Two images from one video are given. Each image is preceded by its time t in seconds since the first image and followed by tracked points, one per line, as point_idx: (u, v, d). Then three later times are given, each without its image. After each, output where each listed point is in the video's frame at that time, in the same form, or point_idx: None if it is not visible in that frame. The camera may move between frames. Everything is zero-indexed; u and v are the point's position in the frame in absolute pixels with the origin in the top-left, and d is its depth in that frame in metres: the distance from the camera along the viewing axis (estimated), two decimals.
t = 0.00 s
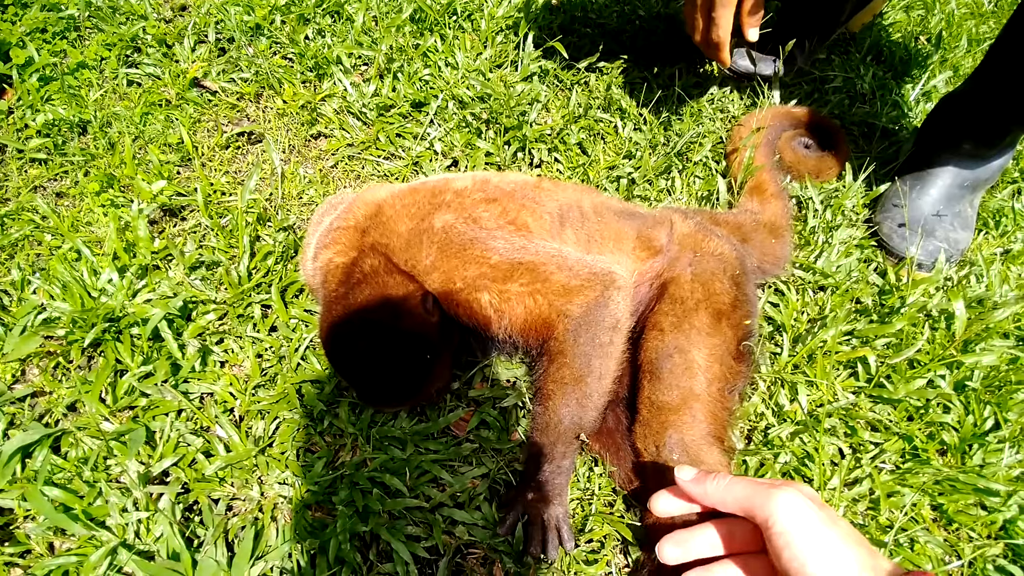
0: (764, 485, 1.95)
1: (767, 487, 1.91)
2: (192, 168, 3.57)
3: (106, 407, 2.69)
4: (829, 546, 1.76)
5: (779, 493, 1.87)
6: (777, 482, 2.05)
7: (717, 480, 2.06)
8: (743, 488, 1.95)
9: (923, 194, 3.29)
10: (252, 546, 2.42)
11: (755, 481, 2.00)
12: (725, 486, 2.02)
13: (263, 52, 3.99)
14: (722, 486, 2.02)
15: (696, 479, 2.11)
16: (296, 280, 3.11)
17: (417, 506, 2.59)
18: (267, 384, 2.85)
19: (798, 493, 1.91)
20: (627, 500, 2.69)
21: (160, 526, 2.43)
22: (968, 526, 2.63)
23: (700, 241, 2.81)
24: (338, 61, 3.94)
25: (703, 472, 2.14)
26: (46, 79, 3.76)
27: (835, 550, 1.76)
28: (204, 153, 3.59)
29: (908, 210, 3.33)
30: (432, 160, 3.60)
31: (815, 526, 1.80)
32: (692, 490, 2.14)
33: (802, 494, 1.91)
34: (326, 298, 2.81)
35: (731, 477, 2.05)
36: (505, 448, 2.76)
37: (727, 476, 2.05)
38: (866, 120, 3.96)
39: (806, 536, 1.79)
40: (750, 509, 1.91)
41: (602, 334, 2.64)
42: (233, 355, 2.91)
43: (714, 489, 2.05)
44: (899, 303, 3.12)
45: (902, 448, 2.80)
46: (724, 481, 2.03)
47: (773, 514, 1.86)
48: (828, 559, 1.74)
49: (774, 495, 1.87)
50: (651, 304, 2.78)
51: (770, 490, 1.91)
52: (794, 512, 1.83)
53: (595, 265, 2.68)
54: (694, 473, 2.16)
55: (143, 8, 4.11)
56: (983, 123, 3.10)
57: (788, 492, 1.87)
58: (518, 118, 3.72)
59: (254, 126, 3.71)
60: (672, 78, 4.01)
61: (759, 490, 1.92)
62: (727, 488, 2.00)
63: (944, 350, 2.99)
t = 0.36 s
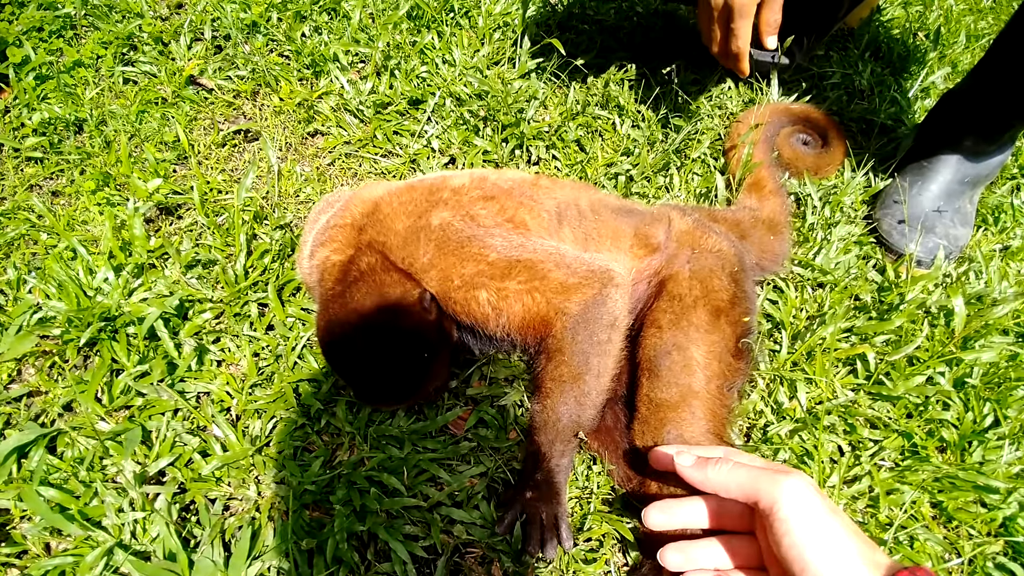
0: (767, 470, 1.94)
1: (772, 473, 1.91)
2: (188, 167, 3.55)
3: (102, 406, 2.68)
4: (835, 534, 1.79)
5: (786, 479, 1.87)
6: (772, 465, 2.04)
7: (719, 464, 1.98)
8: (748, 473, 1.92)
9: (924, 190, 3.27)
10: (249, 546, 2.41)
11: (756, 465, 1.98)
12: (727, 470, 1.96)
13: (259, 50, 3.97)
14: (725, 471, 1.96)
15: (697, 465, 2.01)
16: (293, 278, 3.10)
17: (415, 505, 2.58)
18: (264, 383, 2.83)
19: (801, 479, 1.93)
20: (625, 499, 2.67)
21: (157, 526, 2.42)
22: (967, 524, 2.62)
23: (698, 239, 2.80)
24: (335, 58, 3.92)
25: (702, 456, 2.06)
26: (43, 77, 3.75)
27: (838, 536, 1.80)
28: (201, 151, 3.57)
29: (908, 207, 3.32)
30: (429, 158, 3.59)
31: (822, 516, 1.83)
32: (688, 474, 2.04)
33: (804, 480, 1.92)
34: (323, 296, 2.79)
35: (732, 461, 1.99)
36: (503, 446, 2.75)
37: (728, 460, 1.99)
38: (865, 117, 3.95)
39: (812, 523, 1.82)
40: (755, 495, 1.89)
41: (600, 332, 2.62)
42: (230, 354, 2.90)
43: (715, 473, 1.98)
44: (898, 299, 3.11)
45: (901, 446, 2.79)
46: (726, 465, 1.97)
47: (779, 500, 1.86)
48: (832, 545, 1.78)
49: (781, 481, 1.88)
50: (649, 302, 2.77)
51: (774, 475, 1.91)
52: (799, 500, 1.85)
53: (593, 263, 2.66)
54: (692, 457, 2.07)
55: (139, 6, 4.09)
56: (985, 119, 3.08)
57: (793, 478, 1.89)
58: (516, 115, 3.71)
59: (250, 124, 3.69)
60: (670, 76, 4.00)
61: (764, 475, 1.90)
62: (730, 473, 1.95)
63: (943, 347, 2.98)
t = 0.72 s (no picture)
0: (756, 494, 1.99)
1: (759, 496, 1.96)
2: (188, 162, 3.59)
3: (104, 397, 2.72)
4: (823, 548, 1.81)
5: (772, 501, 1.92)
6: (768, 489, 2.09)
7: (710, 490, 2.09)
8: (736, 498, 1.99)
9: (915, 188, 3.34)
10: (250, 534, 2.45)
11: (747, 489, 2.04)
12: (718, 496, 2.06)
13: (259, 46, 4.00)
14: (714, 496, 2.06)
15: (689, 491, 2.13)
16: (293, 272, 3.14)
17: (412, 495, 2.63)
18: (264, 375, 2.88)
19: (789, 500, 1.96)
20: (620, 490, 2.73)
21: (159, 515, 2.46)
22: (954, 516, 2.68)
23: (693, 236, 2.85)
24: (334, 55, 3.95)
25: (696, 483, 2.17)
26: (45, 73, 3.77)
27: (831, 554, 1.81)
28: (201, 146, 3.61)
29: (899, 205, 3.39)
30: (427, 154, 3.63)
31: (810, 530, 1.86)
32: (685, 501, 2.16)
33: (793, 501, 1.96)
34: (323, 290, 2.83)
35: (724, 487, 2.08)
36: (499, 438, 2.81)
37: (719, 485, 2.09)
38: (860, 116, 3.99)
39: (801, 541, 1.84)
40: (745, 518, 1.95)
41: (596, 326, 2.67)
42: (230, 347, 2.94)
43: (707, 498, 2.08)
44: (889, 296, 3.16)
45: (890, 439, 2.84)
46: (716, 490, 2.07)
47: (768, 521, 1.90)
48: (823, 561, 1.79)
49: (767, 503, 1.92)
50: (643, 298, 2.81)
51: (762, 498, 1.95)
52: (787, 520, 1.88)
53: (589, 259, 2.71)
54: (686, 484, 2.19)
55: (139, 1, 4.11)
56: (977, 119, 3.12)
57: (780, 500, 1.93)
58: (513, 112, 3.75)
59: (250, 119, 3.73)
60: (666, 73, 4.04)
61: (752, 498, 1.96)
62: (720, 498, 2.04)
63: (932, 343, 3.04)
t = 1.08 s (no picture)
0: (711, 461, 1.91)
1: (708, 465, 1.88)
2: (186, 156, 3.56)
3: (99, 393, 2.70)
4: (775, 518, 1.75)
5: (717, 471, 1.83)
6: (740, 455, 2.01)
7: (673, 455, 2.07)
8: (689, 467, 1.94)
9: (919, 189, 3.30)
10: (243, 533, 2.43)
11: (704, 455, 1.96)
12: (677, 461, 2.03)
13: (259, 40, 3.96)
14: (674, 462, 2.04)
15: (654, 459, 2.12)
16: (290, 269, 3.11)
17: (408, 495, 2.61)
18: (260, 373, 2.86)
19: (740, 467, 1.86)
20: (618, 491, 2.70)
21: (152, 513, 2.44)
22: (955, 519, 2.65)
23: (693, 234, 2.82)
24: (335, 50, 3.92)
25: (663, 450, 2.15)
26: (43, 66, 3.74)
27: (787, 514, 1.76)
28: (199, 141, 3.58)
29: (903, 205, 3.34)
30: (427, 150, 3.59)
31: (762, 495, 1.78)
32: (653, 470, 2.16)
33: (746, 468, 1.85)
34: (319, 287, 2.80)
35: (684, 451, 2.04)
36: (496, 437, 2.78)
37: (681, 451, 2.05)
38: (863, 114, 3.95)
39: (752, 508, 1.77)
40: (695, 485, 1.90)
41: (594, 325, 2.64)
42: (226, 343, 2.92)
43: (670, 463, 2.07)
44: (891, 297, 3.13)
45: (892, 441, 2.81)
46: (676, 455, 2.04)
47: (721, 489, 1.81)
48: (775, 530, 1.74)
49: (712, 475, 1.84)
50: (643, 296, 2.78)
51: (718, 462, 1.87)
52: (733, 489, 1.80)
53: (588, 257, 2.68)
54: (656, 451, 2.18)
55: None
56: (983, 117, 3.12)
57: (726, 470, 1.83)
58: (514, 109, 3.72)
59: (249, 114, 3.70)
60: (670, 69, 4.01)
61: (701, 469, 1.89)
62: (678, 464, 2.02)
63: (935, 344, 3.01)
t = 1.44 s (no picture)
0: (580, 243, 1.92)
1: (579, 258, 1.90)
2: (175, 113, 3.33)
3: (71, 367, 2.52)
4: (615, 250, 1.87)
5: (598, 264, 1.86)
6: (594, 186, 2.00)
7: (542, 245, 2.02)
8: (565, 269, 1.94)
9: (953, 182, 3.07)
10: (220, 524, 2.28)
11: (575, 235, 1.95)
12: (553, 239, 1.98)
13: None
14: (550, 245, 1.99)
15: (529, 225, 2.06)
16: (280, 240, 2.91)
17: (398, 490, 2.44)
18: (244, 352, 2.67)
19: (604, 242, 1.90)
20: (620, 494, 2.52)
21: (122, 500, 2.28)
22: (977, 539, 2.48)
23: (720, 219, 2.60)
24: (338, 5, 3.66)
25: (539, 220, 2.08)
26: (22, 9, 3.45)
27: (621, 215, 1.91)
28: (189, 97, 3.34)
29: (936, 199, 3.11)
30: (433, 118, 3.35)
31: (595, 231, 1.92)
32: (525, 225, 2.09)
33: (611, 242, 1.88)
34: (308, 262, 2.53)
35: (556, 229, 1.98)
36: (494, 431, 2.61)
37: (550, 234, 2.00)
38: (897, 99, 3.69)
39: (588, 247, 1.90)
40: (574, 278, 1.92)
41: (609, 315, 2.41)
42: (210, 318, 2.72)
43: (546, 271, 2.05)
44: (921, 296, 2.92)
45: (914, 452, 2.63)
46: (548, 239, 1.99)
47: (562, 249, 1.93)
48: (618, 249, 1.86)
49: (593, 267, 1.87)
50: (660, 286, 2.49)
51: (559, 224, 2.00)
52: (616, 270, 1.85)
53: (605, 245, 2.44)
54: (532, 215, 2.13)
55: None
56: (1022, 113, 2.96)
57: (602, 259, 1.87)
58: (527, 77, 3.48)
59: (244, 71, 3.45)
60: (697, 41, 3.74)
61: (579, 262, 1.90)
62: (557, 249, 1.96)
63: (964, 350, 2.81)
